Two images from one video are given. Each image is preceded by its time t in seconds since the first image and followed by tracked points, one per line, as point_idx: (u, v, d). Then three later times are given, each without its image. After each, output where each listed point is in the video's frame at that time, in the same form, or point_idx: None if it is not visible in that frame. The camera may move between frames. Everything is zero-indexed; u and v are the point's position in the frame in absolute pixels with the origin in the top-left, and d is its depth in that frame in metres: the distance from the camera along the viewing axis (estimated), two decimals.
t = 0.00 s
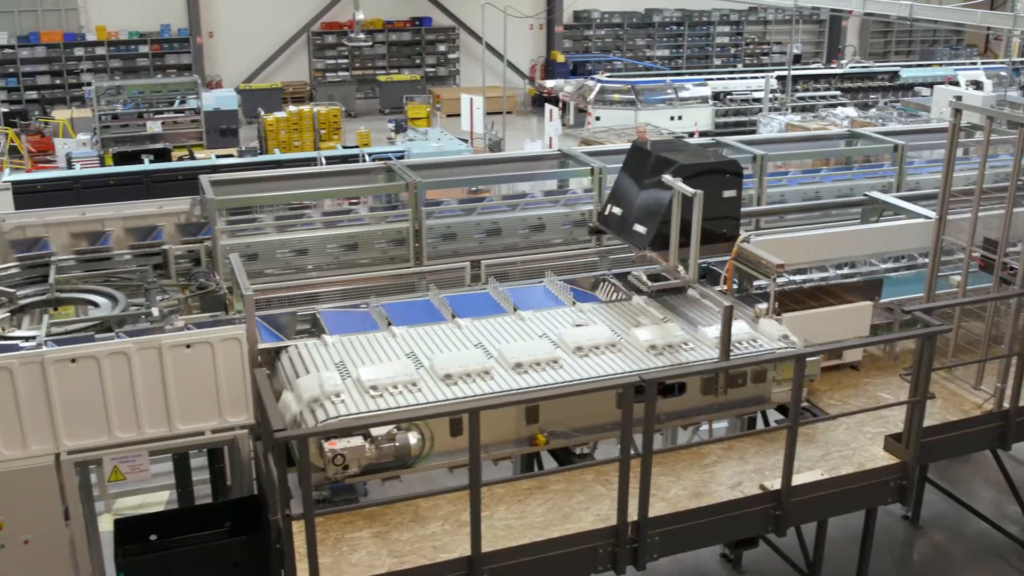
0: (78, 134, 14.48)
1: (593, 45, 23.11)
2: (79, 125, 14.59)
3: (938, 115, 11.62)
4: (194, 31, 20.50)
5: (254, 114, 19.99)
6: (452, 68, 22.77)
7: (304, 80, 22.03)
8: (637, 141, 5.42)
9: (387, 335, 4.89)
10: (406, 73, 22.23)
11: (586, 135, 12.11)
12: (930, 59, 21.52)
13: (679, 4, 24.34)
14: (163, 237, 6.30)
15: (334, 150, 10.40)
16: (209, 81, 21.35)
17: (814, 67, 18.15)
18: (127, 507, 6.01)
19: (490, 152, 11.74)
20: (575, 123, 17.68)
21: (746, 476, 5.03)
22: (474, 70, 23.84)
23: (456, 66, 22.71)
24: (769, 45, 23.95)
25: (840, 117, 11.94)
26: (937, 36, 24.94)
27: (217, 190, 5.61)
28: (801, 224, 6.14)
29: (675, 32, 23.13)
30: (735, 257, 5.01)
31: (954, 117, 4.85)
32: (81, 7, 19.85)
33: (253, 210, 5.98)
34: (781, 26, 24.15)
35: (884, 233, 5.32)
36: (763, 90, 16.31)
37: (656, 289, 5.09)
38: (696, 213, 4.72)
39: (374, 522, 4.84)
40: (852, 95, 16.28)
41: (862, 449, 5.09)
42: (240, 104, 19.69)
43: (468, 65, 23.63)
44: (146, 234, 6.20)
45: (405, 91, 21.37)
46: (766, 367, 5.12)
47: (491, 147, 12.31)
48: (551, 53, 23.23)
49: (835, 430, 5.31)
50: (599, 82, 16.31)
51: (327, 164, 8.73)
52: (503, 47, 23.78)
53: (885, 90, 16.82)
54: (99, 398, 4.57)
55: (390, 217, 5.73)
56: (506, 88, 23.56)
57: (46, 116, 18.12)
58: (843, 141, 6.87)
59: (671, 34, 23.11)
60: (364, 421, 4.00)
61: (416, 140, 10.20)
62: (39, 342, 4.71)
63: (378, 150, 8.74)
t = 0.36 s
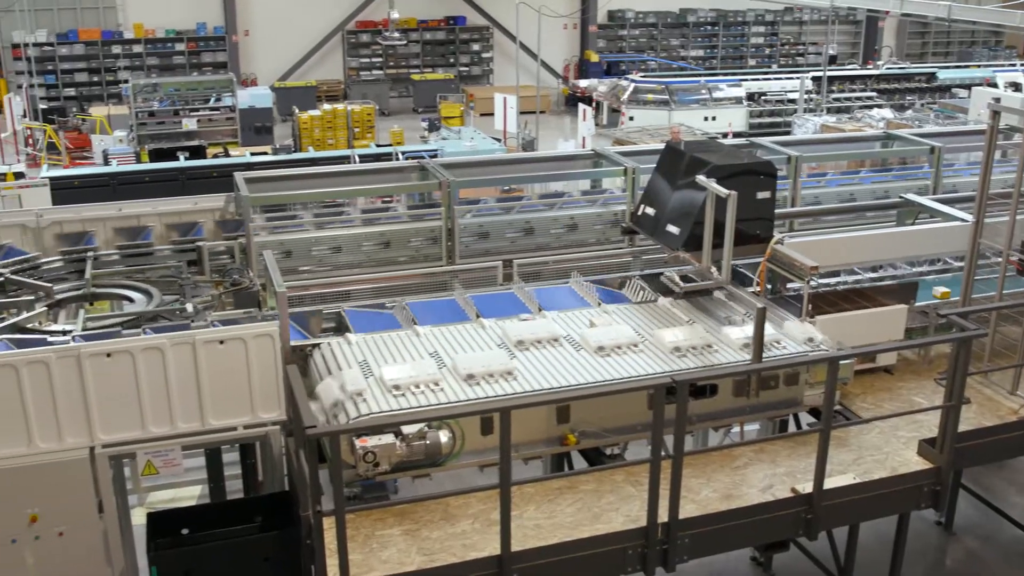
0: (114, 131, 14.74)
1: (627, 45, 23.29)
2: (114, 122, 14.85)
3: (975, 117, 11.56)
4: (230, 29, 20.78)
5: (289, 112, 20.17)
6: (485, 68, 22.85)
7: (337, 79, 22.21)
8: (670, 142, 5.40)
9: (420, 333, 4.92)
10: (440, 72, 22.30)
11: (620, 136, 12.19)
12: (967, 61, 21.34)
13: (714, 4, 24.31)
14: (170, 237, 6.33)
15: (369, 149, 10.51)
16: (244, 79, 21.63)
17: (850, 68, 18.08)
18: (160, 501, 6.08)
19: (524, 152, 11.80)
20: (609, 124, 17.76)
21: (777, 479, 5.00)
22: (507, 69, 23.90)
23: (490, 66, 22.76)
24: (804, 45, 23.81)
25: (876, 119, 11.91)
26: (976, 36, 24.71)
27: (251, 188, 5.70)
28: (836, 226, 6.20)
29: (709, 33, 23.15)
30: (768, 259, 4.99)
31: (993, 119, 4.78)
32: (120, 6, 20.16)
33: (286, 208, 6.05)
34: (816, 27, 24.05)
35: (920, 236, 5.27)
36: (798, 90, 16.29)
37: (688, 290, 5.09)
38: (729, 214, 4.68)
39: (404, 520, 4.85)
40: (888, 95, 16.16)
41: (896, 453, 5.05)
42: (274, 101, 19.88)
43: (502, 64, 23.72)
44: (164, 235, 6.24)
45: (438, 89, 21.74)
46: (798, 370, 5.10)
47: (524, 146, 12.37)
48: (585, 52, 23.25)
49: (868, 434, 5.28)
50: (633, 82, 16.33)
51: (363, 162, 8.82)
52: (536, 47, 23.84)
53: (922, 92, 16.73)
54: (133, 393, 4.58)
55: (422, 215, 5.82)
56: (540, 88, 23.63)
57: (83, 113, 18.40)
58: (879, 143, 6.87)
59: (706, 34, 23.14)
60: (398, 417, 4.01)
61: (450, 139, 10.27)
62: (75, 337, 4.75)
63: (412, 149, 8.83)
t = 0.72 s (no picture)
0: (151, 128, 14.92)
1: (662, 45, 23.21)
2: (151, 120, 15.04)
3: (1016, 120, 11.46)
4: (266, 28, 20.96)
5: (323, 111, 20.32)
6: (520, 68, 22.83)
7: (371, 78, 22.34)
8: (706, 143, 5.38)
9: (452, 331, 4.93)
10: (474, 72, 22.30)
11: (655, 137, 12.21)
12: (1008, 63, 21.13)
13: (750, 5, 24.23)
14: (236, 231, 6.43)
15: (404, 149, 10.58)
16: (280, 78, 21.83)
17: (887, 69, 17.95)
18: (194, 495, 6.14)
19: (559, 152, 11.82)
20: (643, 125, 17.40)
21: (810, 483, 4.97)
22: (541, 69, 23.86)
23: (524, 66, 22.74)
24: (841, 46, 23.70)
25: (913, 121, 11.85)
26: (1016, 38, 24.46)
27: (286, 185, 5.77)
28: (871, 229, 6.18)
29: (745, 33, 23.07)
30: (803, 261, 4.97)
31: None
32: (158, 5, 20.41)
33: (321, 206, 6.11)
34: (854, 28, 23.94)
35: (957, 239, 5.24)
36: (834, 92, 16.23)
37: (723, 292, 5.07)
38: (764, 217, 4.65)
39: (435, 518, 4.85)
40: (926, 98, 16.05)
41: (930, 458, 5.00)
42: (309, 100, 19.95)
43: (536, 65, 23.68)
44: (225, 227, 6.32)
45: (472, 89, 21.70)
46: (832, 373, 5.06)
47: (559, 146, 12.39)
48: (619, 53, 23.26)
49: (902, 439, 5.25)
50: (668, 84, 16.36)
51: (398, 160, 8.87)
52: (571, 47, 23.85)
53: (961, 94, 16.61)
54: (168, 388, 4.60)
55: (456, 214, 5.83)
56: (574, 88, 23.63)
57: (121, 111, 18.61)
58: (916, 146, 6.84)
59: (741, 35, 23.08)
60: (431, 414, 4.02)
61: (484, 138, 10.29)
62: (111, 332, 4.80)
63: (446, 148, 8.87)
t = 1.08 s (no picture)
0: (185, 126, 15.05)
1: (695, 46, 23.14)
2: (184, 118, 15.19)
3: None
4: (300, 28, 21.11)
5: (355, 111, 20.44)
6: (553, 68, 22.78)
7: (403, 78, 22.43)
8: (738, 144, 5.36)
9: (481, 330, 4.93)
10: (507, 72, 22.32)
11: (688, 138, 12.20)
12: None
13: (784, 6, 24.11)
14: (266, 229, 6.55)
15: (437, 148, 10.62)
16: (313, 77, 21.98)
17: (922, 72, 17.80)
18: (224, 491, 6.18)
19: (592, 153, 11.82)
20: (676, 126, 17.40)
21: (840, 488, 4.93)
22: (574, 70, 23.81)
23: (556, 66, 22.70)
24: (876, 47, 23.55)
25: (949, 124, 11.76)
26: None
27: (319, 184, 5.82)
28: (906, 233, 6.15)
29: (779, 35, 22.97)
30: (836, 264, 4.93)
31: None
32: (193, 4, 20.62)
33: (353, 205, 6.16)
34: (890, 30, 23.78)
35: (992, 244, 5.20)
36: (869, 94, 16.15)
37: (755, 295, 5.05)
38: (797, 219, 4.63)
39: (463, 518, 4.83)
40: (962, 100, 15.92)
41: (963, 465, 4.96)
42: (342, 100, 20.08)
43: (569, 65, 23.65)
44: (255, 225, 6.44)
45: (504, 90, 21.61)
46: (864, 378, 5.02)
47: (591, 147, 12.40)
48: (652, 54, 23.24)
49: (934, 445, 5.20)
50: (702, 85, 16.28)
51: (431, 160, 8.89)
52: (602, 47, 23.83)
53: (999, 97, 16.49)
54: (200, 385, 4.63)
55: (488, 215, 5.88)
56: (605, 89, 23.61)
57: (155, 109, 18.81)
58: (952, 148, 6.77)
59: (775, 37, 22.98)
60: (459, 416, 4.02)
61: (516, 139, 10.31)
62: (146, 329, 4.83)
63: (479, 149, 8.87)
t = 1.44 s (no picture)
0: (217, 125, 15.17)
1: (728, 48, 23.05)
2: (218, 115, 15.32)
3: None
4: (332, 28, 21.22)
5: (387, 110, 20.54)
6: (585, 68, 22.72)
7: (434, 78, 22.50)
8: (771, 146, 5.33)
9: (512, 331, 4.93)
10: (538, 72, 22.30)
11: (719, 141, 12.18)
12: None
13: (818, 7, 23.98)
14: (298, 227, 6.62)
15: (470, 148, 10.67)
16: (345, 76, 22.11)
17: (957, 74, 17.65)
18: (253, 487, 6.22)
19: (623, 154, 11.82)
20: (707, 128, 17.45)
21: (870, 493, 4.89)
22: (605, 71, 23.79)
23: (588, 66, 22.66)
24: (910, 49, 23.39)
25: (984, 126, 11.68)
26: None
27: (350, 183, 5.87)
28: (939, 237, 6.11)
29: (812, 36, 22.86)
30: (868, 267, 4.90)
31: None
32: (227, 3, 20.82)
33: (385, 205, 6.20)
34: (925, 32, 23.61)
35: None
36: (903, 97, 16.05)
37: (785, 297, 5.03)
38: (829, 222, 4.60)
39: (491, 518, 4.81)
40: (999, 104, 15.77)
41: (996, 472, 4.91)
42: (375, 99, 20.17)
43: (600, 65, 23.63)
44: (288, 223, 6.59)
45: (536, 90, 21.67)
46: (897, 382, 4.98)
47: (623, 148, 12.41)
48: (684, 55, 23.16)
49: (966, 451, 5.15)
50: (734, 86, 16.24)
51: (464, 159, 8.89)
52: (633, 48, 23.80)
53: None
54: (231, 381, 4.65)
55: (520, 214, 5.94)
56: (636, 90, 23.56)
57: (188, 107, 18.98)
58: (986, 152, 6.75)
59: (808, 38, 22.88)
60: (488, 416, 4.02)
61: (547, 139, 10.33)
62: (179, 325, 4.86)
63: (511, 149, 8.89)
